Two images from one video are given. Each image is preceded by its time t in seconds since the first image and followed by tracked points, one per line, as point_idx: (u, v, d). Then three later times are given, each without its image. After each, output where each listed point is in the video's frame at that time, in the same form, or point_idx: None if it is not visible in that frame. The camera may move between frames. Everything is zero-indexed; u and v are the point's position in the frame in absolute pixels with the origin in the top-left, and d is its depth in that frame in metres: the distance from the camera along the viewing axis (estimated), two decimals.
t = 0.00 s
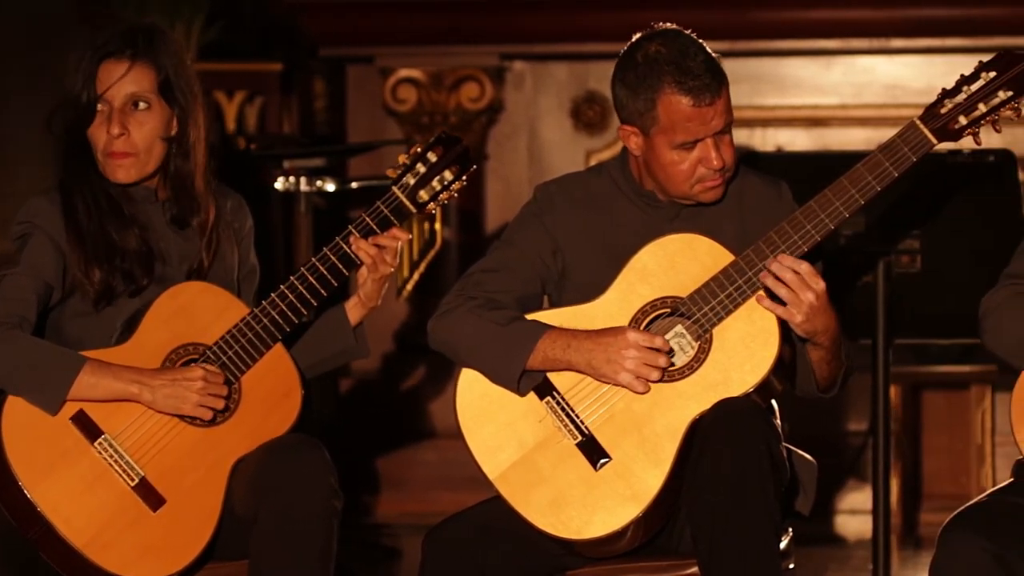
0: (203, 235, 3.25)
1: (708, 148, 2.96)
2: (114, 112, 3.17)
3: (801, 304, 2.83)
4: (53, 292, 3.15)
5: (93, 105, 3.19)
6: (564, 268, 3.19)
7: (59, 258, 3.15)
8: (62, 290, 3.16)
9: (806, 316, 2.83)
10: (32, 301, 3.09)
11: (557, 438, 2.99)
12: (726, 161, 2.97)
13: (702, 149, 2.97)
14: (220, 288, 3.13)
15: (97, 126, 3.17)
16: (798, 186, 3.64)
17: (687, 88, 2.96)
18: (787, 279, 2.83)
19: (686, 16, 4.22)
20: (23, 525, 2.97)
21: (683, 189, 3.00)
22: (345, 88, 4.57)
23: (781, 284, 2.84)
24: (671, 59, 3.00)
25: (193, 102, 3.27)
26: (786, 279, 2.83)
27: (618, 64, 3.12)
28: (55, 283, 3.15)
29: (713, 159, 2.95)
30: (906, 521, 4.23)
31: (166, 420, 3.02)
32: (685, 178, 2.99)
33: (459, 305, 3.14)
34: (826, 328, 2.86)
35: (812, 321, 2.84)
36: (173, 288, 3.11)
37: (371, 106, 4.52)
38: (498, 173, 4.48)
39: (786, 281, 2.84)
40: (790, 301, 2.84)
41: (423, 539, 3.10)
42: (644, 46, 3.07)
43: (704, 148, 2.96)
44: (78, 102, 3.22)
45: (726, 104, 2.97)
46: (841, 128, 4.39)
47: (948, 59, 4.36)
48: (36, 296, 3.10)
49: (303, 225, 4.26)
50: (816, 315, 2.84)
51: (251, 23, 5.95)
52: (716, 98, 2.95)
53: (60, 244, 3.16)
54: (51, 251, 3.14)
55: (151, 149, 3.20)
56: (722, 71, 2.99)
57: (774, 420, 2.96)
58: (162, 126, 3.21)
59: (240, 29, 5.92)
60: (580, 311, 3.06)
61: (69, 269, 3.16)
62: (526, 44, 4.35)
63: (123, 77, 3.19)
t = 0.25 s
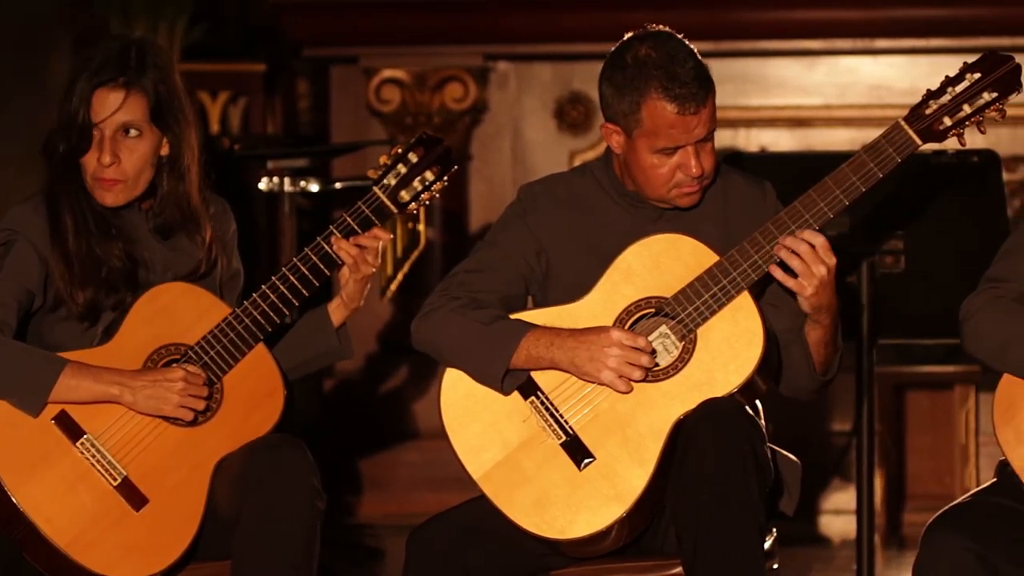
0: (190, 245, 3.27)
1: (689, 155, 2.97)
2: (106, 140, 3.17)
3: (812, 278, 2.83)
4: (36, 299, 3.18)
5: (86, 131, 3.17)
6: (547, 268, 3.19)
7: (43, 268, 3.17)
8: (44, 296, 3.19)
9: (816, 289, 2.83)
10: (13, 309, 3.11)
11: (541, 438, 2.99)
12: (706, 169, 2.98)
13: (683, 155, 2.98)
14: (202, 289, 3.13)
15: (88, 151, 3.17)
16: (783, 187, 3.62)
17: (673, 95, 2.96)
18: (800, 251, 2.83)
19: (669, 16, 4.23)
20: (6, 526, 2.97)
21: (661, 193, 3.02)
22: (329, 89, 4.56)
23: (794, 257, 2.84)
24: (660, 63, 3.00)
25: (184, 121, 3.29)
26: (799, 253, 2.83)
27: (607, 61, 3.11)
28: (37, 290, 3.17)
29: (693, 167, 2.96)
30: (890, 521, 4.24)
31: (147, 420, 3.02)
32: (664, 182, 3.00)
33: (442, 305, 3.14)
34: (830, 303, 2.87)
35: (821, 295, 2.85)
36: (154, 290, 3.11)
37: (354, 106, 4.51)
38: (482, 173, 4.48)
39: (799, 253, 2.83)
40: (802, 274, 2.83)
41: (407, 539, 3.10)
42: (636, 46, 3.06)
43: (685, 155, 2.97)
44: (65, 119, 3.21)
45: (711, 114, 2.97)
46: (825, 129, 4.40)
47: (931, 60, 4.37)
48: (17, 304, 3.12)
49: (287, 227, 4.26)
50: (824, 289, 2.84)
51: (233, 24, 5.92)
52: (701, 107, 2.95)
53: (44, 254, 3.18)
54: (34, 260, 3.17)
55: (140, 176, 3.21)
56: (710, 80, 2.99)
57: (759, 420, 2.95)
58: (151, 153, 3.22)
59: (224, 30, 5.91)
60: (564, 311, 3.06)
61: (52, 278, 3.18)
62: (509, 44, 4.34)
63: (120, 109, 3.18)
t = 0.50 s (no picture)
0: (169, 246, 3.27)
1: (662, 166, 2.98)
2: (88, 140, 3.15)
3: (802, 268, 2.83)
4: (15, 299, 3.17)
5: (70, 133, 3.15)
6: (531, 269, 3.19)
7: (22, 269, 3.17)
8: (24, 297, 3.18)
9: (806, 279, 2.84)
10: None
11: (524, 438, 2.99)
12: (678, 181, 2.99)
13: (657, 165, 2.99)
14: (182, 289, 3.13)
15: (72, 153, 3.16)
16: (767, 187, 3.61)
17: (657, 107, 2.95)
18: (791, 241, 2.83)
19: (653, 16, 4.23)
20: None
21: (631, 197, 3.04)
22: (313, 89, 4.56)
23: (783, 247, 2.84)
24: (650, 72, 2.99)
25: (165, 120, 3.28)
26: (789, 243, 2.83)
27: (600, 58, 3.09)
28: (17, 289, 3.16)
29: (664, 179, 2.98)
30: (873, 521, 4.25)
31: (128, 418, 3.02)
32: (635, 186, 3.02)
33: (426, 305, 3.13)
34: (819, 294, 2.88)
35: (810, 286, 2.85)
36: (134, 290, 3.10)
37: (338, 106, 4.51)
38: (466, 174, 4.48)
39: (789, 244, 2.84)
40: (791, 264, 2.83)
41: (390, 539, 3.10)
42: (630, 49, 3.05)
43: (659, 165, 2.99)
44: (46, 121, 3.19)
45: (691, 129, 2.97)
46: (809, 129, 4.40)
47: (915, 60, 4.37)
48: None
49: (271, 227, 4.25)
50: (813, 280, 2.85)
51: (216, 24, 5.90)
52: (682, 123, 2.95)
53: (24, 254, 3.17)
54: (14, 259, 3.16)
55: (123, 176, 3.20)
56: (697, 96, 2.98)
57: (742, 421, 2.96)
58: (134, 153, 3.21)
59: (208, 29, 5.89)
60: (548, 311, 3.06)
61: (32, 277, 3.18)
62: (493, 44, 4.34)
63: (102, 112, 3.17)
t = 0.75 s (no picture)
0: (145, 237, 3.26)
1: (644, 164, 2.98)
2: (92, 123, 3.14)
3: (781, 270, 2.83)
4: None
5: (75, 119, 3.13)
6: (513, 269, 3.19)
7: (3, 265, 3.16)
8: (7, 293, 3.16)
9: (784, 282, 2.84)
10: None
11: (507, 439, 2.99)
12: (660, 178, 2.99)
13: (639, 163, 2.99)
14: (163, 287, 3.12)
15: (76, 139, 3.14)
16: (750, 187, 3.62)
17: (636, 104, 2.95)
18: (771, 243, 2.83)
19: (636, 17, 4.24)
20: None
21: (614, 195, 3.04)
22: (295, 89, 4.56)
23: (763, 249, 2.84)
24: (629, 70, 2.99)
25: (139, 103, 3.26)
26: (768, 244, 2.83)
27: (580, 56, 3.10)
28: None
29: (646, 176, 2.98)
30: (856, 521, 4.30)
31: (111, 417, 3.01)
32: (617, 185, 3.02)
33: (408, 306, 3.13)
34: (798, 295, 2.88)
35: (789, 288, 2.85)
36: (116, 289, 3.09)
37: (321, 105, 4.50)
38: (449, 174, 4.47)
39: (767, 245, 2.84)
40: (770, 266, 2.83)
41: (374, 540, 3.10)
42: (608, 49, 3.05)
43: (641, 163, 2.98)
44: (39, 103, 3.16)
45: (672, 126, 2.97)
46: (792, 129, 4.40)
47: (898, 60, 4.37)
48: None
49: (254, 227, 4.24)
50: (792, 282, 2.85)
51: (197, 24, 5.88)
52: (662, 119, 2.95)
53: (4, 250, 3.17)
54: None
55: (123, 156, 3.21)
56: (676, 92, 2.98)
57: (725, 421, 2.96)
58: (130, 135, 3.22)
59: (190, 28, 5.88)
60: (531, 312, 3.06)
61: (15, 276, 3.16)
62: (476, 45, 4.35)
63: (105, 95, 3.16)
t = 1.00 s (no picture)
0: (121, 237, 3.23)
1: (621, 156, 2.98)
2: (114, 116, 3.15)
3: (758, 272, 2.84)
4: None
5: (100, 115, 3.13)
6: (492, 269, 3.18)
7: None
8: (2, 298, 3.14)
9: (761, 284, 2.85)
10: None
11: (486, 439, 2.98)
12: (637, 172, 2.99)
13: (616, 156, 2.98)
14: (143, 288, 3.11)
15: (104, 135, 3.14)
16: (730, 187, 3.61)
17: (612, 95, 2.96)
18: (749, 246, 2.84)
19: (615, 17, 4.25)
20: None
21: (591, 190, 3.03)
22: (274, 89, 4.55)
23: (741, 252, 2.85)
24: (605, 62, 3.00)
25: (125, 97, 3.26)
26: (747, 247, 2.84)
27: (554, 52, 3.11)
28: None
29: (623, 169, 2.97)
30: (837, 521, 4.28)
31: (92, 418, 3.01)
32: (595, 179, 3.01)
33: (387, 306, 3.13)
34: (775, 297, 2.88)
35: (766, 289, 2.86)
36: (97, 290, 3.08)
37: (300, 106, 4.49)
38: (428, 175, 4.47)
39: (746, 248, 2.85)
40: (747, 268, 2.84)
41: (353, 540, 3.09)
42: (582, 43, 3.05)
43: (618, 155, 2.98)
44: (59, 103, 3.14)
45: (648, 117, 2.97)
46: (771, 129, 4.40)
47: (878, 60, 4.37)
48: None
49: (233, 227, 4.23)
50: (769, 284, 2.86)
51: (175, 25, 5.87)
52: (638, 110, 2.95)
53: None
54: None
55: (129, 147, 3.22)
56: (652, 84, 2.99)
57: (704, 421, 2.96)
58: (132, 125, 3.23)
59: (168, 28, 5.86)
60: (511, 312, 3.05)
61: None
62: (455, 45, 4.36)
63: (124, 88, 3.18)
